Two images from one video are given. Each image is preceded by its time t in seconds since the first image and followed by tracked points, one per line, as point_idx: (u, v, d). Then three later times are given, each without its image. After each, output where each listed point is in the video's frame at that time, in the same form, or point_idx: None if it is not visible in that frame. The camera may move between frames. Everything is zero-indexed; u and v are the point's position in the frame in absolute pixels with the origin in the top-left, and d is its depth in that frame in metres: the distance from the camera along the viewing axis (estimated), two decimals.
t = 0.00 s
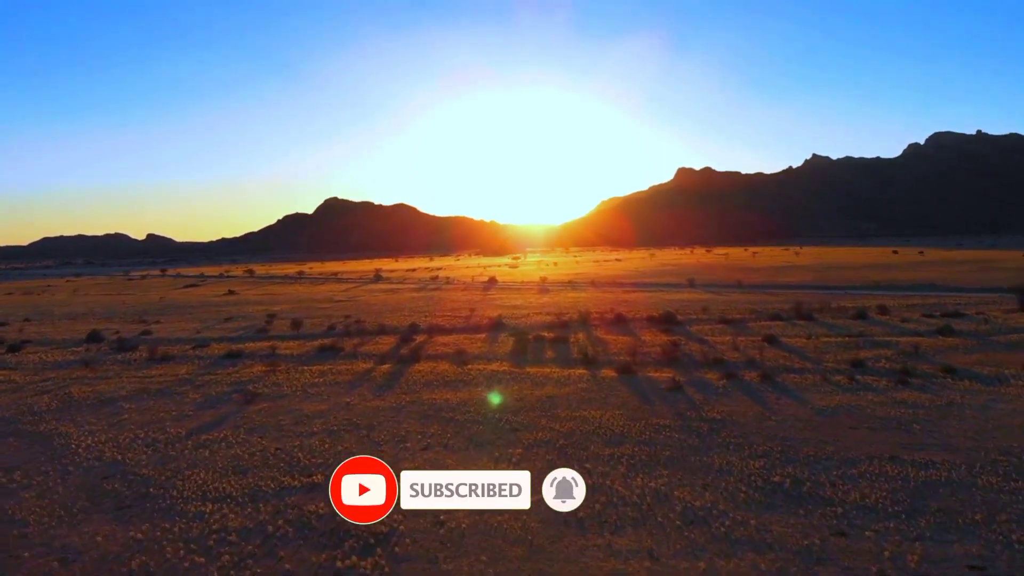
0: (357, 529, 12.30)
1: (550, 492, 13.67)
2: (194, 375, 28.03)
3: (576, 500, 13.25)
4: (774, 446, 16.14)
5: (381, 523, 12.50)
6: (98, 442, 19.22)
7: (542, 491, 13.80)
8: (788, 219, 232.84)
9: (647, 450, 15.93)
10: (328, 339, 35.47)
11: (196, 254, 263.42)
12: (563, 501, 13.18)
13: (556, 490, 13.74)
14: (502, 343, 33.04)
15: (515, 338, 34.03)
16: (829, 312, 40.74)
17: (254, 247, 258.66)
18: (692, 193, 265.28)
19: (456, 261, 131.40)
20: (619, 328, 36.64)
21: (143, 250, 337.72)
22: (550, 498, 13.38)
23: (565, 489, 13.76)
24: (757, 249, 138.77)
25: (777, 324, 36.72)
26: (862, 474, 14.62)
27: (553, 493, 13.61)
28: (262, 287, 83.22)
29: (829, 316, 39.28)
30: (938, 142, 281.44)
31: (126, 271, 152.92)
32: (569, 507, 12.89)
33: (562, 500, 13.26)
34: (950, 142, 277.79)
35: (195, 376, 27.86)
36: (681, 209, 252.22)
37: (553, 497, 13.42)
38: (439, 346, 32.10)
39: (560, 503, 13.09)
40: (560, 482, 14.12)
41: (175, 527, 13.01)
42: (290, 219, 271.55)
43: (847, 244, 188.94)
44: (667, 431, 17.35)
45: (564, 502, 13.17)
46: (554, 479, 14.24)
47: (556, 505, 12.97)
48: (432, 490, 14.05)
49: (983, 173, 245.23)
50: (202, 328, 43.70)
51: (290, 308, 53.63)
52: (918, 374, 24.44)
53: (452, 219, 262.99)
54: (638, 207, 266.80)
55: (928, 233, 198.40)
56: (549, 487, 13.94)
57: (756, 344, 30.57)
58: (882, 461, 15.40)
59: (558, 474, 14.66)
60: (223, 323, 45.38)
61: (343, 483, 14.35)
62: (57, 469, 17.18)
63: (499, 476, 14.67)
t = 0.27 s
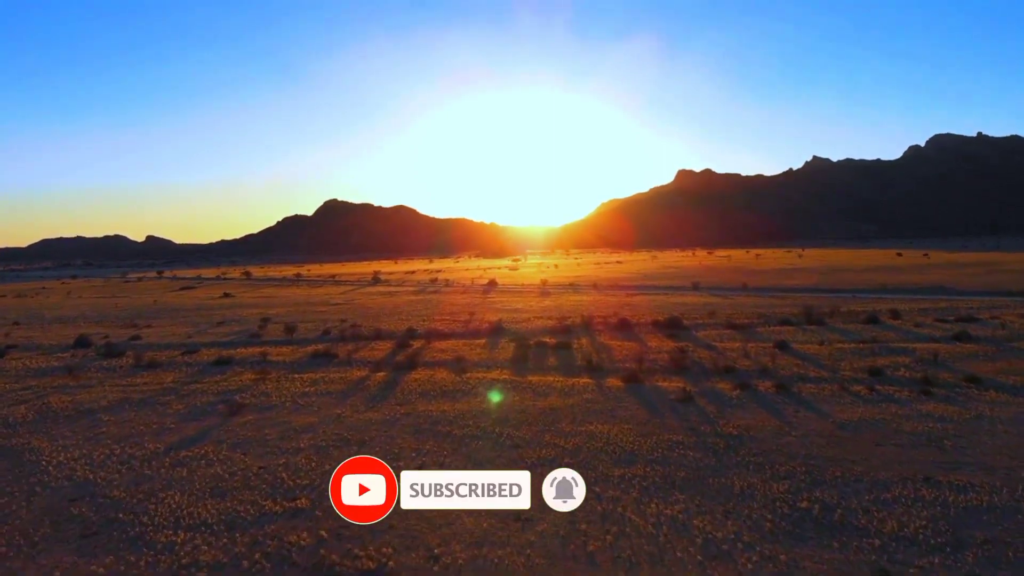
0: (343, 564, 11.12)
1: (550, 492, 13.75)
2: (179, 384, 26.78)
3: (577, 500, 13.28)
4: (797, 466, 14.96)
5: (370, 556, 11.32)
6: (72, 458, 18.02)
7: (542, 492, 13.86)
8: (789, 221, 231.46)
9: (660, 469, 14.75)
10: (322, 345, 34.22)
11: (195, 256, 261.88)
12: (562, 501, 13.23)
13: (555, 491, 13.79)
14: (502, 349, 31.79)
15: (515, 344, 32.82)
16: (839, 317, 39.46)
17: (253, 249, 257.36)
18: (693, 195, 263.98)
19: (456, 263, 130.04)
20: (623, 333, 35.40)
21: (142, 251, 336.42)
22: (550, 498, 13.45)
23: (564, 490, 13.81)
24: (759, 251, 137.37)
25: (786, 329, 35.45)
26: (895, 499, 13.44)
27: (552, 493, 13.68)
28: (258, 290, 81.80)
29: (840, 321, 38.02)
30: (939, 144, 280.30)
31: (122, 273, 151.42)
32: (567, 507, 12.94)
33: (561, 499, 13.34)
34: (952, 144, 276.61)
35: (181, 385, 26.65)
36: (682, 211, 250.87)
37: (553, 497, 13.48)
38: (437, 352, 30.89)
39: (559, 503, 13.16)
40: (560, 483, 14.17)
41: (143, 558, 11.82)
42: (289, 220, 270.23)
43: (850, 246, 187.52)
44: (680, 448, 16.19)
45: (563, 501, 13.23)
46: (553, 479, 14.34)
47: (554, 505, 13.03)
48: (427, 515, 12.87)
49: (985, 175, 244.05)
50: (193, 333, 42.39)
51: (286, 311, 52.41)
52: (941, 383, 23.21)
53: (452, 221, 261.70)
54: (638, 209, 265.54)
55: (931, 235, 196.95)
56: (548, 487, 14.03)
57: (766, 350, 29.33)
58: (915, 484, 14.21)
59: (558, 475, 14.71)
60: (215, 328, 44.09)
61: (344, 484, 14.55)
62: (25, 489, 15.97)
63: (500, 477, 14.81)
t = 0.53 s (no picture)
0: None
1: (551, 492, 13.54)
2: (166, 387, 25.70)
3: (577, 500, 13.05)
4: (819, 482, 13.92)
5: None
6: (46, 469, 16.97)
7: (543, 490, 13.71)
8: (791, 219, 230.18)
9: (673, 484, 13.70)
10: (316, 346, 33.13)
11: (194, 253, 260.75)
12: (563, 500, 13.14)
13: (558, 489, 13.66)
14: (503, 350, 30.70)
15: (517, 345, 31.72)
16: (849, 317, 38.32)
17: (252, 246, 256.10)
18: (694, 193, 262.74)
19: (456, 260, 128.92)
20: (627, 332, 34.31)
21: (142, 249, 335.21)
22: (550, 498, 13.24)
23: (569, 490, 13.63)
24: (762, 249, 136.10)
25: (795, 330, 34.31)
26: (930, 520, 12.37)
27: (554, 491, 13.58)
28: (255, 288, 80.64)
29: (850, 321, 36.90)
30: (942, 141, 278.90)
31: (120, 271, 150.23)
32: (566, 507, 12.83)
33: (562, 500, 13.15)
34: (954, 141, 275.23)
35: (168, 388, 25.54)
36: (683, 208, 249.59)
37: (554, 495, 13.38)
38: (436, 353, 29.80)
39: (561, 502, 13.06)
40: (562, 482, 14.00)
41: None
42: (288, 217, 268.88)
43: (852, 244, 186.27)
44: (693, 460, 15.16)
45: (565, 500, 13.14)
46: (554, 479, 14.12)
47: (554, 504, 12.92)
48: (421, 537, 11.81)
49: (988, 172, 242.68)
50: (186, 332, 41.29)
51: (281, 310, 51.26)
52: (963, 388, 22.12)
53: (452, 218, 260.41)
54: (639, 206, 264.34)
55: (934, 233, 195.59)
56: (549, 487, 13.82)
57: (777, 352, 28.22)
58: (949, 501, 13.17)
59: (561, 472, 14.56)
60: (208, 327, 42.98)
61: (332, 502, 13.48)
62: None
63: (499, 490, 13.91)
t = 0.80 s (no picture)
0: None
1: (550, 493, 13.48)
2: (152, 393, 24.62)
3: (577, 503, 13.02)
4: (847, 503, 12.86)
5: None
6: (18, 484, 15.90)
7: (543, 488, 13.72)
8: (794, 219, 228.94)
9: (689, 506, 12.65)
10: (310, 349, 32.04)
11: (193, 254, 259.53)
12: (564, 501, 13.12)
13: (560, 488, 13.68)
14: (503, 353, 29.63)
15: (518, 348, 30.66)
16: (860, 319, 37.23)
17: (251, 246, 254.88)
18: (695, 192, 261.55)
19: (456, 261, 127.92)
20: (632, 335, 33.22)
21: (142, 249, 334.24)
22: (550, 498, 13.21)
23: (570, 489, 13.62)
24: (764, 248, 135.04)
25: (805, 333, 33.22)
26: (971, 546, 11.30)
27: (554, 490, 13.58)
28: (252, 288, 79.45)
29: (861, 323, 35.80)
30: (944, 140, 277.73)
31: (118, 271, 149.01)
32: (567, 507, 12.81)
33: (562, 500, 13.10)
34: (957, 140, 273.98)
35: (154, 394, 24.52)
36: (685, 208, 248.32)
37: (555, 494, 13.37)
38: (434, 357, 28.77)
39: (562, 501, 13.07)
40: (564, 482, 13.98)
41: None
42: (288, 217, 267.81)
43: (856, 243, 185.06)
44: (709, 477, 14.11)
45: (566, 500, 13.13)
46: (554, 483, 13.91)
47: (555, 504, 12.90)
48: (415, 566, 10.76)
49: (991, 171, 241.43)
50: (178, 335, 40.17)
51: (277, 311, 50.21)
52: (988, 395, 21.06)
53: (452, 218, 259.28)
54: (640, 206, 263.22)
55: (937, 232, 194.35)
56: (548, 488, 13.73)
57: (789, 356, 27.14)
58: (990, 524, 12.12)
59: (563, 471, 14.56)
60: (202, 330, 41.88)
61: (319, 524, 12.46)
62: None
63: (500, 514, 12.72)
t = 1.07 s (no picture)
0: None
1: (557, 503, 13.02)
2: (137, 401, 23.51)
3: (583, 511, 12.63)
4: (882, 530, 11.77)
5: None
6: None
7: (544, 496, 13.30)
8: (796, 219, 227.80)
9: (710, 532, 11.54)
10: (304, 353, 30.94)
11: (193, 254, 258.57)
12: (570, 501, 13.14)
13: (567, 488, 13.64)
14: (504, 358, 28.55)
15: (520, 352, 29.63)
16: (872, 321, 36.09)
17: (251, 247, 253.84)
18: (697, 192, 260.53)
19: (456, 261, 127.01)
20: (637, 338, 32.15)
21: (142, 249, 333.45)
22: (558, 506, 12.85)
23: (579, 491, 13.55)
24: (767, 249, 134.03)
25: (817, 337, 32.13)
26: None
27: (559, 490, 13.63)
28: (250, 289, 78.34)
29: (874, 326, 34.66)
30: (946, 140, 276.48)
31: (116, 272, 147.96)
32: (573, 508, 12.74)
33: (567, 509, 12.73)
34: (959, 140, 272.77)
35: (140, 401, 23.50)
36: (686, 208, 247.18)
37: (559, 493, 13.42)
38: (433, 361, 27.73)
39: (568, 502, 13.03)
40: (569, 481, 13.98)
41: None
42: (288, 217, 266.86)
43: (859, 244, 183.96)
44: (728, 498, 13.01)
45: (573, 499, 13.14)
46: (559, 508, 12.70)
47: (559, 505, 12.85)
48: None
49: (994, 170, 240.19)
50: (170, 338, 39.06)
51: (273, 312, 49.18)
52: (1018, 404, 19.93)
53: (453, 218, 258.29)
54: (641, 206, 262.22)
55: (941, 232, 193.06)
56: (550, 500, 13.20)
57: (802, 361, 26.04)
58: None
59: (567, 470, 14.58)
60: (194, 332, 40.76)
61: (302, 551, 11.39)
62: None
63: (501, 537, 11.65)
